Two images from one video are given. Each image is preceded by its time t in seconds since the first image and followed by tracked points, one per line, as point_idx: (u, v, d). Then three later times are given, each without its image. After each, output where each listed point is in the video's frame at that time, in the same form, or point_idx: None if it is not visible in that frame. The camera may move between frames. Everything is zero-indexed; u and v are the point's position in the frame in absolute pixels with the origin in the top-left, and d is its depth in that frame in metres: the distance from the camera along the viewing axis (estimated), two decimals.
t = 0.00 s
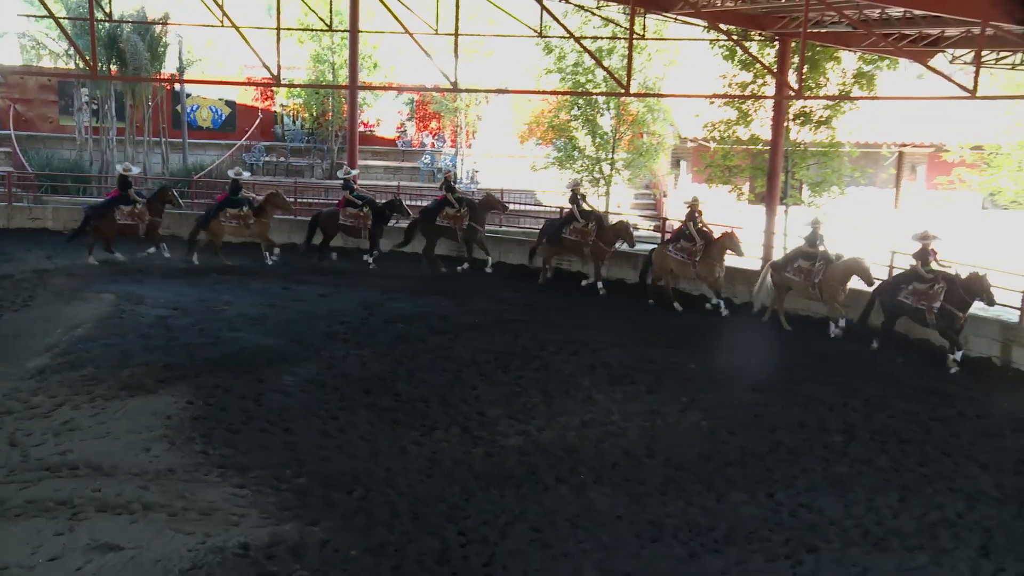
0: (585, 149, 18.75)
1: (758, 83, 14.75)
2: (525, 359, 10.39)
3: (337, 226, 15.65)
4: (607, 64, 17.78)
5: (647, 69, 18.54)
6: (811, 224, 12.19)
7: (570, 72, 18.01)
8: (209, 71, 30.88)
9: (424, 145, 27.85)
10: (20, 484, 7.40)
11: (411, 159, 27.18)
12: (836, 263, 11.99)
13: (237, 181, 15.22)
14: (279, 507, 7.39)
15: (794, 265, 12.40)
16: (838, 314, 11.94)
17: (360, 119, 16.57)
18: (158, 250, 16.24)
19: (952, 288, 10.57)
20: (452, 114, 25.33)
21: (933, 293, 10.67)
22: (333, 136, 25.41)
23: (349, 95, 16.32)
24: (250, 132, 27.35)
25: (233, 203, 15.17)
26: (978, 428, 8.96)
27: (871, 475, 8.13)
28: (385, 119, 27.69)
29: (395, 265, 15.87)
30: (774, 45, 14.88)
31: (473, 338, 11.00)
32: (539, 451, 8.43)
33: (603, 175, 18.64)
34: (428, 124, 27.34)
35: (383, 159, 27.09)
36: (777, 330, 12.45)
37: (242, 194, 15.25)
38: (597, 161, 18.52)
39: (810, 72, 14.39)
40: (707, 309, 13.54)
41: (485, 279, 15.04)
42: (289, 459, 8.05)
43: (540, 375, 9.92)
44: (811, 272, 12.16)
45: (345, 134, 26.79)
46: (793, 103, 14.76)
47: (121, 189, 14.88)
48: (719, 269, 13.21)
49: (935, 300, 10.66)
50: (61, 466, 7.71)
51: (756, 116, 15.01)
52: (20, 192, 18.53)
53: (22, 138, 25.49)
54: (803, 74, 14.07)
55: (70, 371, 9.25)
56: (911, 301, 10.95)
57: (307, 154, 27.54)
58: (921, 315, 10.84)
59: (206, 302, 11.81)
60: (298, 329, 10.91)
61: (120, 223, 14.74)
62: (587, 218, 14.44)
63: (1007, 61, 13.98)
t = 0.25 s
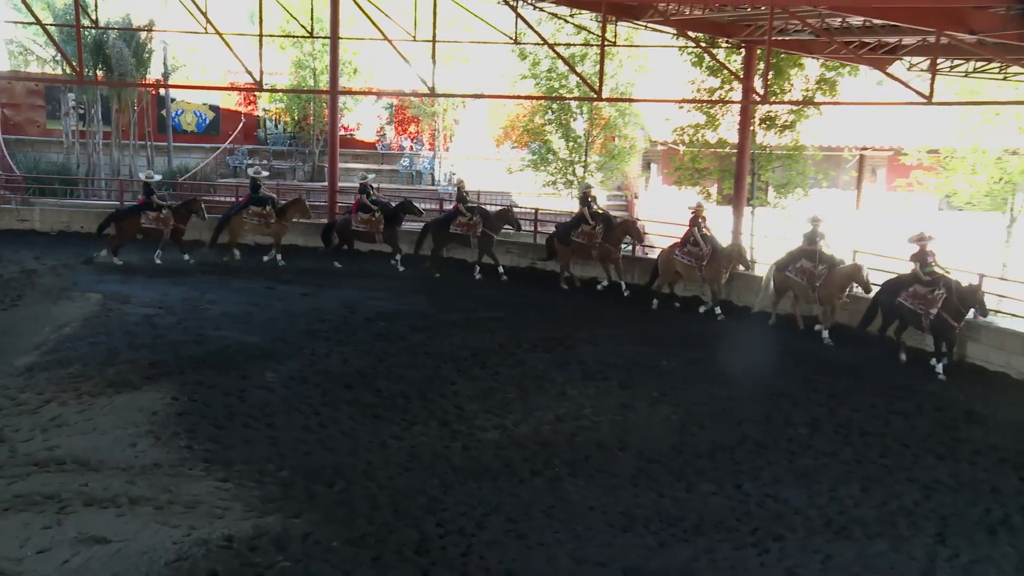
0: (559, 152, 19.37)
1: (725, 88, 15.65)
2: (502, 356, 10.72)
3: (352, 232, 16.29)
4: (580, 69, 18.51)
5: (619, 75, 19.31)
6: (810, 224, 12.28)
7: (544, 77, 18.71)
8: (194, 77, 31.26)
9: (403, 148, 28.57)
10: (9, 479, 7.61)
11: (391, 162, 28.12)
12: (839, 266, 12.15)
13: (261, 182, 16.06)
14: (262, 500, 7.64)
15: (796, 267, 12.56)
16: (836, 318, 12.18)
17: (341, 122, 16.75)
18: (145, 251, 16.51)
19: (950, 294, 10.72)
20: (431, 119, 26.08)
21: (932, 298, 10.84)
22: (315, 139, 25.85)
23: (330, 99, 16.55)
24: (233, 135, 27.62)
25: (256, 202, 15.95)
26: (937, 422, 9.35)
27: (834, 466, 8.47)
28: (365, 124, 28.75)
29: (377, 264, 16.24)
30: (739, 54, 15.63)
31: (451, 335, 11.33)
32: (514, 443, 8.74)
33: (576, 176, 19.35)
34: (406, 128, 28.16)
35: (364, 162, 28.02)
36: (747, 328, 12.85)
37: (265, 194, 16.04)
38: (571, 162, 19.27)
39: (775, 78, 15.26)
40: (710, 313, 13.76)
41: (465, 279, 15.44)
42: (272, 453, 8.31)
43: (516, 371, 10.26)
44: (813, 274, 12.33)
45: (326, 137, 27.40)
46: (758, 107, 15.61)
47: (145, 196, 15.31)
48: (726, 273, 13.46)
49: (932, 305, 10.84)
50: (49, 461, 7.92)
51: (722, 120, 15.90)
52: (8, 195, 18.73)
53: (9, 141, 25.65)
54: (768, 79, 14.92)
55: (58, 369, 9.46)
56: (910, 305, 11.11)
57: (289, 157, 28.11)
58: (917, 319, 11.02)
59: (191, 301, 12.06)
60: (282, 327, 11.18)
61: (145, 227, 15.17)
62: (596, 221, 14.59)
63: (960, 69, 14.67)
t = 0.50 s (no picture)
0: (534, 153, 19.72)
1: (694, 92, 16.20)
2: (479, 352, 11.04)
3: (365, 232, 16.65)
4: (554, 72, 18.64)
5: (592, 79, 19.50)
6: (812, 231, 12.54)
7: (520, 81, 19.02)
8: (176, 80, 31.47)
9: (382, 150, 28.86)
10: None
11: (370, 163, 28.20)
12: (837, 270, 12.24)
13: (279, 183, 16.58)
14: (245, 492, 7.87)
15: (796, 272, 12.67)
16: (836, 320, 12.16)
17: (321, 123, 16.98)
18: (128, 250, 16.72)
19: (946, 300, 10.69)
20: (409, 120, 26.36)
21: (928, 304, 10.84)
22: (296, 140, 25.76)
23: (310, 100, 16.74)
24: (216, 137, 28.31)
25: (273, 203, 16.38)
26: (898, 415, 9.72)
27: (799, 457, 8.79)
28: (345, 126, 29.40)
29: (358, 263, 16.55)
30: (707, 58, 16.19)
31: (430, 332, 11.64)
32: (490, 435, 9.04)
33: (550, 177, 19.73)
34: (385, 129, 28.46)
35: (343, 163, 27.89)
36: (716, 326, 13.26)
37: (281, 195, 16.50)
38: (546, 163, 19.69)
39: (743, 82, 15.79)
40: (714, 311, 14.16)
41: (444, 277, 15.76)
42: (254, 447, 8.55)
43: (492, 367, 10.59)
44: (813, 280, 12.42)
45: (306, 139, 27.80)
46: (727, 110, 16.28)
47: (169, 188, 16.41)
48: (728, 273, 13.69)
49: (928, 311, 10.83)
50: (37, 454, 8.13)
51: (692, 123, 16.40)
52: None
53: None
54: (735, 84, 15.46)
55: (44, 365, 9.66)
56: (907, 312, 11.11)
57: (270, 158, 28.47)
58: (916, 327, 10.99)
59: (174, 298, 12.28)
60: (264, 324, 11.43)
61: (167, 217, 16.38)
62: (605, 230, 14.78)
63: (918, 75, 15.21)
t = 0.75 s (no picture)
0: (510, 152, 20.04)
1: (666, 92, 16.55)
2: (456, 347, 11.27)
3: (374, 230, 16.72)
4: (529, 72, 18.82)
5: (567, 79, 19.80)
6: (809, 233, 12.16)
7: (495, 80, 19.56)
8: (157, 79, 31.52)
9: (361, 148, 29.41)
10: None
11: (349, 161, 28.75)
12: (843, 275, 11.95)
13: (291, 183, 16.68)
14: (225, 486, 8.00)
15: (801, 276, 12.43)
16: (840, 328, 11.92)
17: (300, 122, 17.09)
18: (109, 247, 16.81)
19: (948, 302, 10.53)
20: (386, 119, 26.03)
21: (930, 307, 10.68)
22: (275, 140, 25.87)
23: (289, 100, 16.83)
24: (197, 135, 28.50)
25: (288, 201, 16.49)
26: (865, 408, 9.98)
27: (769, 449, 9.02)
28: (324, 124, 29.65)
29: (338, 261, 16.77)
30: (679, 59, 16.60)
31: (408, 327, 11.85)
32: (467, 428, 9.23)
33: (526, 175, 19.96)
34: (363, 127, 29.08)
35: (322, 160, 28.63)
36: (689, 322, 13.57)
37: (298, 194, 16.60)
38: (523, 162, 19.87)
39: (713, 82, 16.13)
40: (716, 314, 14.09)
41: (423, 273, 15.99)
42: (234, 440, 8.69)
43: (469, 361, 10.81)
44: (818, 284, 12.14)
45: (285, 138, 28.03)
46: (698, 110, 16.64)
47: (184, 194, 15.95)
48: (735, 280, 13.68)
49: (930, 314, 10.65)
50: (18, 449, 8.24)
51: (665, 122, 16.85)
52: None
53: None
54: (706, 83, 15.85)
55: (26, 361, 9.76)
56: (909, 315, 10.94)
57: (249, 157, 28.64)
58: (917, 330, 10.81)
59: (155, 295, 12.41)
60: (245, 320, 11.58)
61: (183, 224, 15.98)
62: (614, 226, 14.88)
63: (884, 75, 15.60)
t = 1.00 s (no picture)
0: (483, 148, 20.30)
1: (636, 89, 17.02)
2: (429, 340, 11.47)
3: (379, 231, 16.99)
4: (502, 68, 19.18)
5: (539, 75, 19.97)
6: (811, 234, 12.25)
7: (468, 77, 19.81)
8: (132, 75, 31.46)
9: (335, 145, 29.41)
10: None
11: (323, 156, 29.36)
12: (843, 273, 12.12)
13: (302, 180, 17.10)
14: (202, 479, 8.07)
15: (801, 277, 12.55)
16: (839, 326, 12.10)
17: (275, 118, 17.14)
18: (84, 242, 16.84)
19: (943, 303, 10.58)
20: (359, 115, 26.12)
21: (925, 306, 10.75)
22: (251, 135, 26.14)
23: (264, 96, 16.87)
24: (173, 131, 28.52)
25: (296, 198, 16.82)
26: (832, 400, 10.21)
27: (737, 440, 9.21)
28: (299, 120, 29.90)
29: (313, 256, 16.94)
30: (649, 56, 16.94)
31: (382, 322, 12.04)
32: (440, 420, 9.40)
33: (499, 170, 20.31)
34: (338, 125, 28.47)
35: (297, 156, 29.16)
36: (659, 315, 13.83)
37: (305, 190, 16.92)
38: (496, 156, 20.16)
39: (683, 79, 16.52)
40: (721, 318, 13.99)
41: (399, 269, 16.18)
42: (210, 433, 8.78)
43: (441, 354, 11.01)
44: (817, 284, 12.30)
45: (260, 134, 28.19)
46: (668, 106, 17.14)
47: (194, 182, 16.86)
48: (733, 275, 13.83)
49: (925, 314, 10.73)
50: None
51: (635, 118, 17.22)
52: None
53: None
54: (676, 82, 16.30)
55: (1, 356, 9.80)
56: (907, 316, 11.01)
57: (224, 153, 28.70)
58: (913, 330, 10.89)
59: (130, 290, 12.49)
60: (221, 315, 11.68)
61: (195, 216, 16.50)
62: (618, 231, 14.79)
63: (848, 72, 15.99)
